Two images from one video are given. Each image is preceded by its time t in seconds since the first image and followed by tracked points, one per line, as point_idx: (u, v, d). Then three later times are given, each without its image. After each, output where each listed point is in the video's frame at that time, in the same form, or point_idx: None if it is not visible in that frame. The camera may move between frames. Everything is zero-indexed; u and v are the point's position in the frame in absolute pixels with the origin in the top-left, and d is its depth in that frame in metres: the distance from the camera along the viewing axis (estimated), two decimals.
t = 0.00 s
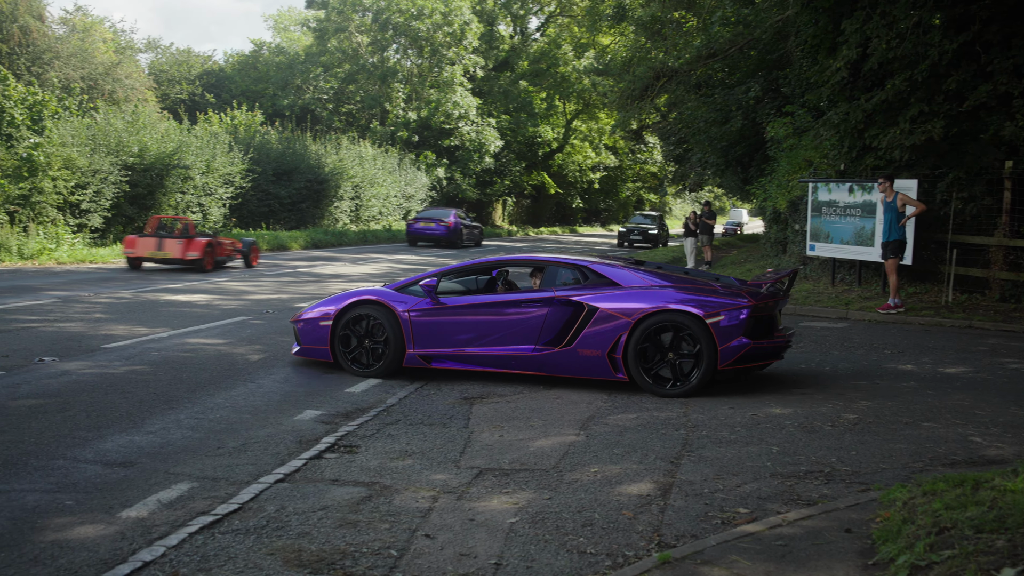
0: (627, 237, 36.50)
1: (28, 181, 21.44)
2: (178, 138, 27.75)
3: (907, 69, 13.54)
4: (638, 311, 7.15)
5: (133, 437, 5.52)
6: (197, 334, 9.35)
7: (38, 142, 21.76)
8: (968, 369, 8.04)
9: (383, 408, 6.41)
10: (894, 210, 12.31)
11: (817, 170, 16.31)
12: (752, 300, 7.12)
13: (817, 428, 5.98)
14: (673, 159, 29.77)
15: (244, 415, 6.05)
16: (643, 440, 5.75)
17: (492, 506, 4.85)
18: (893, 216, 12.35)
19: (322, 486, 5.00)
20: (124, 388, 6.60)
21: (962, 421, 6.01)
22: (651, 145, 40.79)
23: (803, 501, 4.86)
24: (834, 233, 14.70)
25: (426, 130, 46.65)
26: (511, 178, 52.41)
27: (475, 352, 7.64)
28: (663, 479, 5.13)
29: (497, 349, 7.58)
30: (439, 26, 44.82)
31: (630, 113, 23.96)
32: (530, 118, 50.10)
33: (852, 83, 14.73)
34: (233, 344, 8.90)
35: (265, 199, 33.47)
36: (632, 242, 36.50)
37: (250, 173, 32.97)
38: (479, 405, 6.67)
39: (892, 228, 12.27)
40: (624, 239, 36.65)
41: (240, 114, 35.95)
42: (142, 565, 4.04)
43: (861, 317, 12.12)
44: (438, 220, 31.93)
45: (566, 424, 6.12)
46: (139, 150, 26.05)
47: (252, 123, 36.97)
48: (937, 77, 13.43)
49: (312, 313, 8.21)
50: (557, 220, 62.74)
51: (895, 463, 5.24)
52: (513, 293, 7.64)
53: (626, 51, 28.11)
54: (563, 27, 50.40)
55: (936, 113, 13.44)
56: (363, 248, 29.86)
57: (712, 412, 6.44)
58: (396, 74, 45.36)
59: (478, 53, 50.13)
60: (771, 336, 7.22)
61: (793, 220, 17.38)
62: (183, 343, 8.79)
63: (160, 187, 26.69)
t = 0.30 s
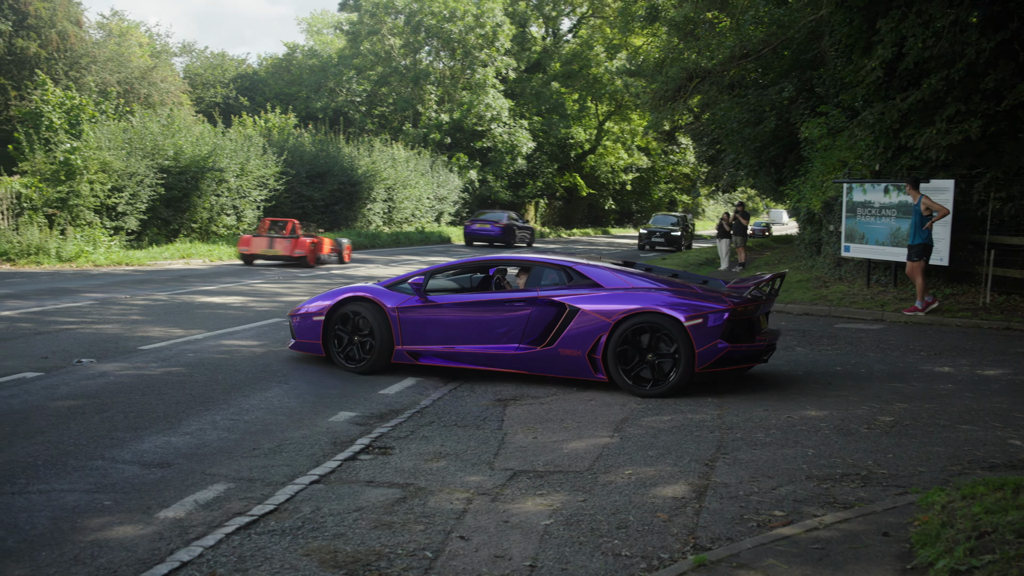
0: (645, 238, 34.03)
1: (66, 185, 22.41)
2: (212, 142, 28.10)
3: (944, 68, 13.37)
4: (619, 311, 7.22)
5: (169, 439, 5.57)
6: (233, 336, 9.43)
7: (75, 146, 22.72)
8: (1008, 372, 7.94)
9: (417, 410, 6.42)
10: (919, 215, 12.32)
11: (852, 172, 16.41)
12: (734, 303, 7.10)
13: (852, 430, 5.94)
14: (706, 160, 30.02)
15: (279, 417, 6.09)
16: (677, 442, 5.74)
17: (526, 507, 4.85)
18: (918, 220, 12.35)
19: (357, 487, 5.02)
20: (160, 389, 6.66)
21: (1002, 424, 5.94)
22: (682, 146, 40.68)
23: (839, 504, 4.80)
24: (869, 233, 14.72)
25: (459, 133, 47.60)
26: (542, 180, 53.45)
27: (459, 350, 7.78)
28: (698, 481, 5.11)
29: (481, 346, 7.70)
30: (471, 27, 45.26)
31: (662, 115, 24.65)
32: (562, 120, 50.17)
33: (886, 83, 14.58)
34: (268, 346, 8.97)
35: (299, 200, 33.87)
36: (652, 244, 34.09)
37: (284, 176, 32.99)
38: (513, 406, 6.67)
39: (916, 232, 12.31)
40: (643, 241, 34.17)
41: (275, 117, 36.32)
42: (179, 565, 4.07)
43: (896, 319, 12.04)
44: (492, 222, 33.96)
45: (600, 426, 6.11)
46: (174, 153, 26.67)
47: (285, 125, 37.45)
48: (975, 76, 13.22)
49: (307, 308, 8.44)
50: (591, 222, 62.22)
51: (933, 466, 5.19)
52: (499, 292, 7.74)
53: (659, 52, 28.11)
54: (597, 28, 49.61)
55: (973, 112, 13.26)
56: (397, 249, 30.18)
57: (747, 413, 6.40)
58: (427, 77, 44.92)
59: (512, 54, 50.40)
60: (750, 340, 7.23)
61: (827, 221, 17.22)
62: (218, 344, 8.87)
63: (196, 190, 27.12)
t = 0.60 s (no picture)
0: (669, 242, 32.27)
1: (105, 187, 22.92)
2: (250, 145, 28.87)
3: (985, 69, 13.36)
4: (586, 310, 7.43)
5: (208, 438, 5.62)
6: (270, 338, 9.50)
7: (116, 150, 23.22)
8: None
9: (453, 412, 6.44)
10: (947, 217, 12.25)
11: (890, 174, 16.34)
12: (698, 305, 7.24)
13: (891, 434, 5.89)
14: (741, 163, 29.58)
15: (317, 417, 6.13)
16: (714, 444, 5.72)
17: (563, 510, 4.84)
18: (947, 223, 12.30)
19: (395, 488, 5.03)
20: (198, 390, 6.73)
21: None
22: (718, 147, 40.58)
23: (879, 508, 4.73)
24: (908, 236, 14.55)
25: (494, 135, 47.84)
26: (577, 182, 53.93)
27: (434, 345, 8.10)
28: (735, 485, 5.08)
29: (456, 341, 8.00)
30: (506, 30, 45.29)
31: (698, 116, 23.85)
32: (597, 122, 50.78)
33: (926, 83, 14.31)
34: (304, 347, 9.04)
35: (335, 203, 34.29)
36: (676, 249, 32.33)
37: (319, 179, 33.65)
38: (549, 408, 6.68)
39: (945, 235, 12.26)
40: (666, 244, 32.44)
41: (313, 120, 36.95)
42: (218, 565, 4.09)
43: (936, 322, 11.88)
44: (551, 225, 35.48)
45: (637, 428, 6.11)
46: (213, 155, 27.45)
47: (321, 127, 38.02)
48: (1017, 77, 13.25)
49: (299, 301, 8.86)
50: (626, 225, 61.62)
51: (974, 472, 5.14)
52: (477, 290, 8.00)
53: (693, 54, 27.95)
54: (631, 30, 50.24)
55: (1015, 113, 13.28)
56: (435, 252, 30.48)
57: (784, 417, 6.37)
58: (463, 80, 46.13)
59: (547, 57, 51.29)
60: (714, 342, 7.36)
61: (863, 224, 17.09)
62: (256, 346, 8.94)
63: (233, 193, 27.83)
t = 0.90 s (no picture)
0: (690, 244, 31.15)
1: (141, 190, 23.62)
2: (283, 147, 28.95)
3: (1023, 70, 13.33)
4: (531, 305, 7.73)
5: (242, 439, 5.67)
6: (304, 339, 9.59)
7: (151, 152, 23.82)
8: None
9: (486, 414, 6.47)
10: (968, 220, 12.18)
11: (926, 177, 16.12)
12: (636, 305, 7.41)
13: (928, 439, 5.84)
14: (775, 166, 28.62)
15: (351, 419, 6.17)
16: (749, 449, 5.69)
17: (596, 513, 4.83)
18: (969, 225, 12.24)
19: (428, 491, 5.05)
20: (232, 391, 6.81)
21: None
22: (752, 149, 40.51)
23: (916, 514, 4.69)
24: (944, 239, 14.39)
25: (526, 138, 47.32)
26: (609, 185, 53.26)
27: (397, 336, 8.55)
28: (770, 489, 5.05)
29: (420, 335, 8.43)
30: (538, 33, 45.00)
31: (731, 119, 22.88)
32: (630, 124, 50.20)
33: (963, 86, 14.23)
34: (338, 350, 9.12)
35: (367, 205, 34.54)
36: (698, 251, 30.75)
37: (352, 181, 33.79)
38: (582, 411, 6.68)
39: (966, 237, 12.21)
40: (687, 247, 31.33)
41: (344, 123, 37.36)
42: (253, 565, 4.12)
43: (973, 326, 11.77)
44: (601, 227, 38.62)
45: (670, 432, 6.09)
46: (247, 158, 27.60)
47: (354, 130, 38.43)
48: None
49: (288, 294, 9.47)
50: (657, 227, 62.84)
51: (1014, 479, 5.07)
52: (440, 285, 8.42)
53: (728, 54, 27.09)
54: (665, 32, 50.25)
55: None
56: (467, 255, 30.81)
57: (819, 421, 6.33)
58: (495, 82, 45.15)
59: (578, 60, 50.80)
60: (656, 341, 7.53)
61: (899, 226, 16.97)
62: (290, 348, 9.02)
63: (267, 196, 28.04)
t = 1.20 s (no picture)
0: (715, 248, 30.09)
1: (179, 192, 23.97)
2: (319, 150, 28.98)
3: None
4: (476, 299, 8.40)
5: (281, 441, 5.72)
6: (340, 341, 9.68)
7: (188, 155, 24.10)
8: None
9: (523, 416, 6.49)
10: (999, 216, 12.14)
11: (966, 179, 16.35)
12: (567, 301, 7.88)
13: (970, 443, 5.80)
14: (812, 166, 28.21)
15: (388, 421, 6.21)
16: (788, 451, 5.67)
17: (635, 515, 4.81)
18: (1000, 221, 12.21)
19: (465, 492, 5.06)
20: (270, 392, 6.88)
21: None
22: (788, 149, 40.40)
23: (959, 519, 4.63)
24: (984, 240, 14.35)
25: (561, 139, 47.15)
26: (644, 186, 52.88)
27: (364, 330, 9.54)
28: (810, 492, 5.02)
29: (390, 326, 9.23)
30: (573, 34, 45.04)
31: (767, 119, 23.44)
32: (665, 126, 49.32)
33: (1004, 85, 14.22)
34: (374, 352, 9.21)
35: (404, 207, 34.63)
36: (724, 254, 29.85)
37: (387, 183, 33.72)
38: (619, 413, 6.68)
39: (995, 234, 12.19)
40: (712, 251, 30.26)
41: (379, 125, 37.50)
42: (293, 565, 4.13)
43: (1014, 330, 11.61)
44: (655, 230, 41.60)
45: (708, 434, 6.08)
46: (283, 161, 27.72)
47: (390, 133, 38.60)
48: None
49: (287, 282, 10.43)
50: (692, 228, 63.15)
51: None
52: (408, 279, 9.17)
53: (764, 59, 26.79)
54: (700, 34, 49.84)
55: None
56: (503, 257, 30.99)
57: (858, 424, 6.29)
58: (531, 84, 45.63)
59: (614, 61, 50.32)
60: (589, 335, 8.00)
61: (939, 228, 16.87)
62: (327, 350, 9.11)
63: (303, 198, 28.23)
